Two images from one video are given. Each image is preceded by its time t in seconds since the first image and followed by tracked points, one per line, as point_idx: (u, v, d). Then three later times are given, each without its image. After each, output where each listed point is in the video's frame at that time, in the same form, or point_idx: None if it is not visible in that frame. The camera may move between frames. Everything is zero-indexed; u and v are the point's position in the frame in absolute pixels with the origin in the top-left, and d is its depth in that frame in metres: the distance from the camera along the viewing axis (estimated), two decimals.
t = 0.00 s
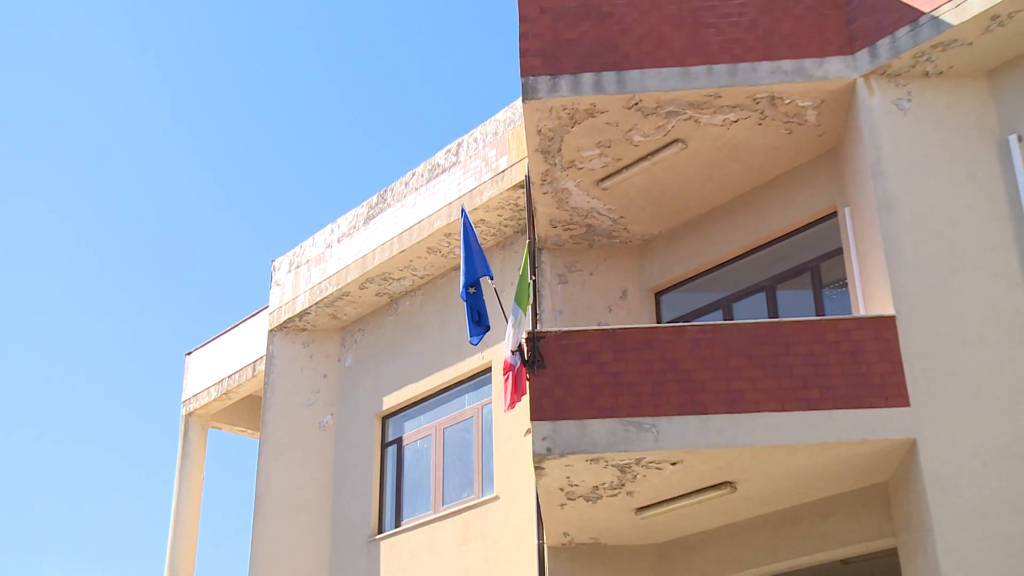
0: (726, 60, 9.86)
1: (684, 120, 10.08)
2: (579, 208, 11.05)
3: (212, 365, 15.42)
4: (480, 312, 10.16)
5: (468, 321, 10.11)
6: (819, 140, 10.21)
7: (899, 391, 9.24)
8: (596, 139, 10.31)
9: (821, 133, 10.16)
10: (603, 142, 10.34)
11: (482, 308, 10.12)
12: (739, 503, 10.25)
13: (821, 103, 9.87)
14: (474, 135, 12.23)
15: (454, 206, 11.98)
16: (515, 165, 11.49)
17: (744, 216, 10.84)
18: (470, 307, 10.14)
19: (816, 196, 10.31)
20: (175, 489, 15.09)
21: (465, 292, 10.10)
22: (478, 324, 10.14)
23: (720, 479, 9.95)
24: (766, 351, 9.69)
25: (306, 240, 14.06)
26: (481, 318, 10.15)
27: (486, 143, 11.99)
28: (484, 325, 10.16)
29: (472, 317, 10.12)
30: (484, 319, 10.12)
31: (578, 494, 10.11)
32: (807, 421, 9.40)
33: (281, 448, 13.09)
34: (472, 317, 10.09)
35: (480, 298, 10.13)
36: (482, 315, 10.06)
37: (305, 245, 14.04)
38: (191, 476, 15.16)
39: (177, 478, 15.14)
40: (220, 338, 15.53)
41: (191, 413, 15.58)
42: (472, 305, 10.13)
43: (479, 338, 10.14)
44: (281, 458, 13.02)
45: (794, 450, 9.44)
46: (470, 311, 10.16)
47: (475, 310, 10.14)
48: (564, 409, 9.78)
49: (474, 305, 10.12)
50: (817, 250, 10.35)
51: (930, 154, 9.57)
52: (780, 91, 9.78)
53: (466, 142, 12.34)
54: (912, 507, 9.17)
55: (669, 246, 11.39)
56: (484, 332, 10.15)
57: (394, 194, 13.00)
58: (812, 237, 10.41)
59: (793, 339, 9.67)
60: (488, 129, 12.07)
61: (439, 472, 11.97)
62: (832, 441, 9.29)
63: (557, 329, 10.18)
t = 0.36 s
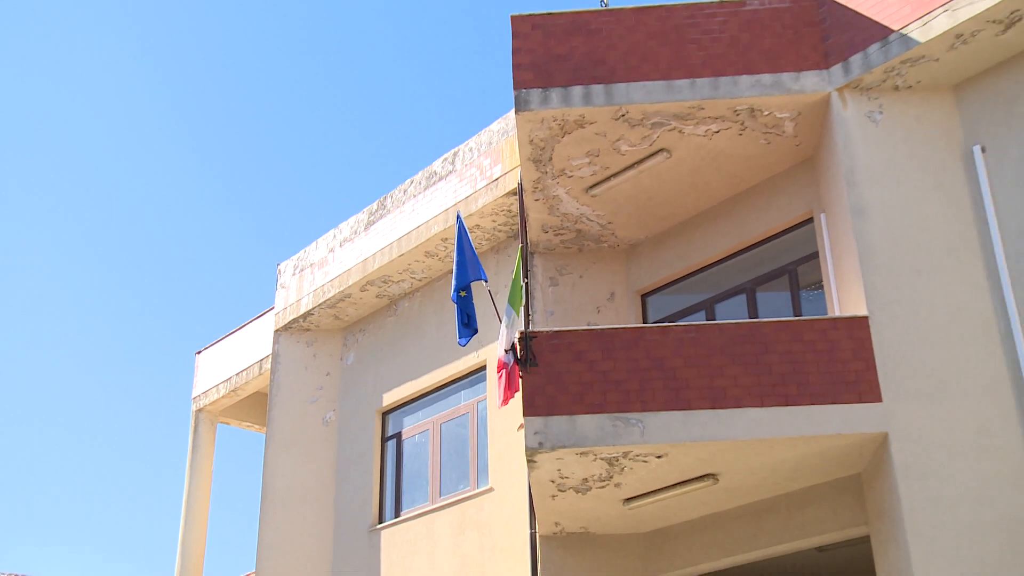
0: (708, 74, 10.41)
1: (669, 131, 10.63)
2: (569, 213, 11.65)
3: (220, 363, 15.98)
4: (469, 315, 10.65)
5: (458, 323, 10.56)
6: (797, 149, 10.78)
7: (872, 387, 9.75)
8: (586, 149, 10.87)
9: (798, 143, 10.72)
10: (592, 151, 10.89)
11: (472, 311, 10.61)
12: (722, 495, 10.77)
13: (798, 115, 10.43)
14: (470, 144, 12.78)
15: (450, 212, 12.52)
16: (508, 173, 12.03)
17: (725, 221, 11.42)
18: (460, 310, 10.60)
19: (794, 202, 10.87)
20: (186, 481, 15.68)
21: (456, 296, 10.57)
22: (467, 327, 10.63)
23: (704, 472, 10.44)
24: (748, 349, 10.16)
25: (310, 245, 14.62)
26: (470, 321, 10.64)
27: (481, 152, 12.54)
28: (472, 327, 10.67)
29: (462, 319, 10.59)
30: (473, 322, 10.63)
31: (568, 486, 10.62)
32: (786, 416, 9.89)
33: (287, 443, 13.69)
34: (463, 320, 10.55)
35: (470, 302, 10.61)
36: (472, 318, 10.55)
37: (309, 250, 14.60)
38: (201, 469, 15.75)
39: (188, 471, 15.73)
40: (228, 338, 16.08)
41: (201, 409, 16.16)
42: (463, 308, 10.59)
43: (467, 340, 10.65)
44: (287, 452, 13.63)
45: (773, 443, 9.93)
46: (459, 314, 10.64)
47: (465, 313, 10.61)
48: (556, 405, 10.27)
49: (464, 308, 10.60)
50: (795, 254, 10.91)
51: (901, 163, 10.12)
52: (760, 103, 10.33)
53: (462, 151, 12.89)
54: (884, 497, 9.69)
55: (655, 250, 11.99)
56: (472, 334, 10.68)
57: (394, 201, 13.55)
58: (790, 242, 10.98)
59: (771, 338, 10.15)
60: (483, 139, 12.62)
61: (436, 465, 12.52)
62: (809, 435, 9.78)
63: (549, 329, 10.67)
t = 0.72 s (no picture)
0: (695, 87, 10.98)
1: (658, 140, 11.20)
2: (563, 218, 12.24)
3: (233, 361, 16.58)
4: (464, 318, 11.30)
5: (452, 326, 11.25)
6: (779, 158, 11.36)
7: (851, 383, 10.28)
8: (579, 158, 11.45)
9: (781, 152, 11.30)
10: (586, 159, 11.47)
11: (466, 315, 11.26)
12: (709, 486, 11.32)
13: (780, 126, 11.00)
14: (469, 153, 13.35)
15: (450, 218, 13.09)
16: (506, 181, 12.61)
17: (712, 226, 12.02)
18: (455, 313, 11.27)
19: (778, 208, 11.45)
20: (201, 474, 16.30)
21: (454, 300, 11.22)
22: (461, 329, 11.29)
23: (691, 464, 10.97)
24: (733, 348, 10.71)
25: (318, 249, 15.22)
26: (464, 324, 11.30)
27: (480, 161, 13.11)
28: (466, 331, 11.32)
29: (456, 322, 11.26)
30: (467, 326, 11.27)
31: (563, 478, 11.14)
32: (769, 411, 10.41)
33: (295, 437, 14.27)
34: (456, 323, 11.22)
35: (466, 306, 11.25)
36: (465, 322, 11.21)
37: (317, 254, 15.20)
38: (215, 462, 16.37)
39: (203, 464, 16.35)
40: (241, 336, 16.68)
41: (214, 405, 16.77)
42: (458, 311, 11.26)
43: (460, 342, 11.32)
44: (295, 446, 14.21)
45: (758, 436, 10.45)
46: (454, 317, 11.30)
47: (459, 316, 11.29)
48: (551, 401, 10.82)
49: (459, 311, 11.27)
50: (778, 257, 11.50)
51: (878, 172, 10.68)
52: (744, 114, 10.89)
53: (462, 160, 13.46)
54: (862, 487, 10.22)
55: (646, 254, 12.61)
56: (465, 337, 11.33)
57: (397, 207, 14.13)
58: (773, 245, 11.56)
59: (756, 337, 10.70)
60: (482, 148, 13.19)
61: (438, 459, 13.10)
62: (791, 429, 10.30)
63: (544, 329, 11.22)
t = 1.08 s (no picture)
0: (681, 98, 11.58)
1: (647, 149, 11.81)
2: (557, 223, 12.89)
3: (244, 358, 17.21)
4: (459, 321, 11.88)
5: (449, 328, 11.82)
6: (761, 165, 11.99)
7: (829, 379, 10.83)
8: (571, 165, 12.07)
9: (762, 160, 11.93)
10: (578, 167, 12.09)
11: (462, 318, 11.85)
12: (695, 477, 11.92)
13: (761, 135, 11.62)
14: (468, 161, 13.96)
15: (449, 223, 13.69)
16: (502, 187, 13.21)
17: (698, 231, 12.68)
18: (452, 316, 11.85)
19: (760, 213, 12.07)
20: (213, 467, 16.98)
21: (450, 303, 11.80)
22: (457, 331, 11.87)
23: (678, 456, 11.55)
24: (717, 347, 11.24)
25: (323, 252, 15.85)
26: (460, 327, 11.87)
27: (478, 168, 13.72)
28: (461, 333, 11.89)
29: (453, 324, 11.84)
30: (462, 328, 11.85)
31: (557, 470, 11.72)
32: (751, 405, 10.95)
33: (301, 431, 14.93)
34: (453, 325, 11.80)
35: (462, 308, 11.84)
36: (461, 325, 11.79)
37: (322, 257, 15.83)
38: (225, 456, 17.05)
39: (215, 457, 17.04)
40: (251, 335, 17.31)
41: (226, 401, 17.42)
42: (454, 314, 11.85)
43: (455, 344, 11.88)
44: (300, 440, 14.85)
45: (742, 429, 10.95)
46: (452, 319, 11.90)
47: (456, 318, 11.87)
48: (544, 398, 11.41)
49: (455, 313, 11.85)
50: (760, 260, 12.14)
51: (854, 178, 11.30)
52: (728, 124, 11.50)
53: (461, 167, 14.07)
54: (839, 477, 10.80)
55: (635, 256, 13.30)
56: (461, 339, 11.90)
57: (399, 212, 14.74)
58: (755, 249, 12.20)
59: (738, 336, 11.26)
60: (480, 156, 13.79)
61: (437, 452, 13.71)
62: (773, 422, 10.83)
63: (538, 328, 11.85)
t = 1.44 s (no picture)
0: (669, 107, 12.20)
1: (637, 155, 12.44)
2: (551, 225, 13.57)
3: (254, 354, 17.88)
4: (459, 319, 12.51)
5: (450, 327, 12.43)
6: (745, 170, 12.63)
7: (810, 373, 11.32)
8: (565, 171, 12.70)
9: (746, 165, 12.58)
10: (571, 172, 12.73)
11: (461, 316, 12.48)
12: (683, 467, 12.54)
13: (745, 143, 12.26)
14: (467, 167, 14.59)
15: (449, 225, 14.33)
16: (499, 192, 13.84)
17: (685, 232, 13.37)
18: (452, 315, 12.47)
19: (745, 216, 12.72)
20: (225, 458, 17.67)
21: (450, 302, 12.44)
22: (457, 329, 12.50)
23: (666, 447, 12.12)
24: (704, 343, 11.77)
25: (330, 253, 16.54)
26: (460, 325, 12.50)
27: (477, 173, 14.36)
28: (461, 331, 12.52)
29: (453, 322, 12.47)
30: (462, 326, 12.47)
31: (552, 460, 12.31)
32: (736, 397, 11.46)
33: (308, 422, 15.64)
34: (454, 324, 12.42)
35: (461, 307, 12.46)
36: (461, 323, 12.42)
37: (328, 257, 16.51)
38: (237, 447, 17.74)
39: (227, 448, 17.74)
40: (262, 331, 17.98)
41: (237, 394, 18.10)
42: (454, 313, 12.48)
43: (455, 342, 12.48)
44: (308, 431, 15.57)
45: (727, 421, 11.49)
46: (452, 318, 12.51)
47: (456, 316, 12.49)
48: (540, 389, 11.90)
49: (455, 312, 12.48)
50: (744, 260, 12.81)
51: (832, 184, 11.92)
52: (713, 132, 12.12)
53: (460, 173, 14.71)
54: (817, 466, 11.41)
55: (625, 257, 14.01)
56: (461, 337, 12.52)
57: (401, 215, 15.39)
58: (740, 250, 12.86)
59: (723, 331, 11.77)
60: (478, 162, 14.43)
61: (438, 443, 14.35)
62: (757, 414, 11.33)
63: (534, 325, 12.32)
